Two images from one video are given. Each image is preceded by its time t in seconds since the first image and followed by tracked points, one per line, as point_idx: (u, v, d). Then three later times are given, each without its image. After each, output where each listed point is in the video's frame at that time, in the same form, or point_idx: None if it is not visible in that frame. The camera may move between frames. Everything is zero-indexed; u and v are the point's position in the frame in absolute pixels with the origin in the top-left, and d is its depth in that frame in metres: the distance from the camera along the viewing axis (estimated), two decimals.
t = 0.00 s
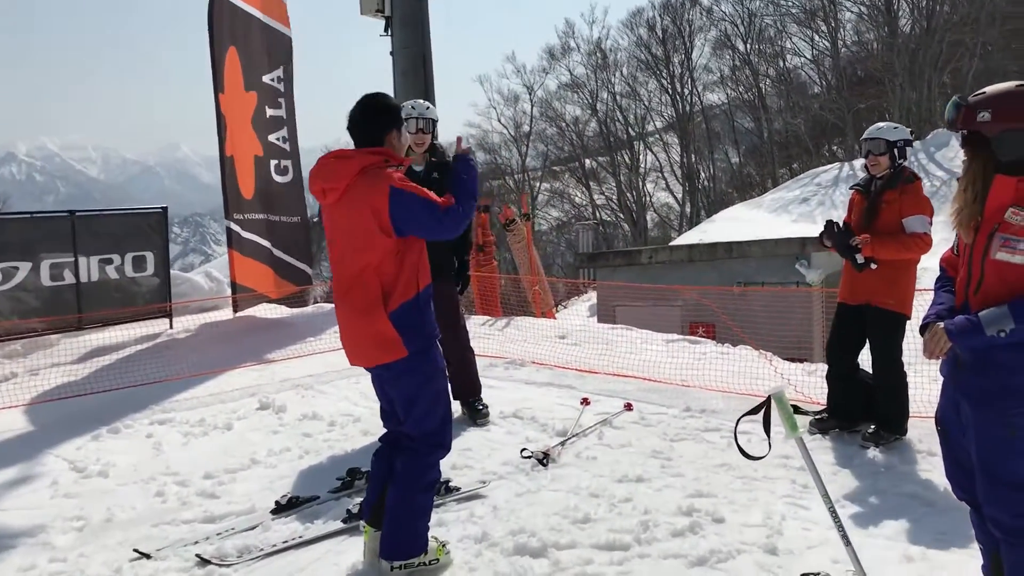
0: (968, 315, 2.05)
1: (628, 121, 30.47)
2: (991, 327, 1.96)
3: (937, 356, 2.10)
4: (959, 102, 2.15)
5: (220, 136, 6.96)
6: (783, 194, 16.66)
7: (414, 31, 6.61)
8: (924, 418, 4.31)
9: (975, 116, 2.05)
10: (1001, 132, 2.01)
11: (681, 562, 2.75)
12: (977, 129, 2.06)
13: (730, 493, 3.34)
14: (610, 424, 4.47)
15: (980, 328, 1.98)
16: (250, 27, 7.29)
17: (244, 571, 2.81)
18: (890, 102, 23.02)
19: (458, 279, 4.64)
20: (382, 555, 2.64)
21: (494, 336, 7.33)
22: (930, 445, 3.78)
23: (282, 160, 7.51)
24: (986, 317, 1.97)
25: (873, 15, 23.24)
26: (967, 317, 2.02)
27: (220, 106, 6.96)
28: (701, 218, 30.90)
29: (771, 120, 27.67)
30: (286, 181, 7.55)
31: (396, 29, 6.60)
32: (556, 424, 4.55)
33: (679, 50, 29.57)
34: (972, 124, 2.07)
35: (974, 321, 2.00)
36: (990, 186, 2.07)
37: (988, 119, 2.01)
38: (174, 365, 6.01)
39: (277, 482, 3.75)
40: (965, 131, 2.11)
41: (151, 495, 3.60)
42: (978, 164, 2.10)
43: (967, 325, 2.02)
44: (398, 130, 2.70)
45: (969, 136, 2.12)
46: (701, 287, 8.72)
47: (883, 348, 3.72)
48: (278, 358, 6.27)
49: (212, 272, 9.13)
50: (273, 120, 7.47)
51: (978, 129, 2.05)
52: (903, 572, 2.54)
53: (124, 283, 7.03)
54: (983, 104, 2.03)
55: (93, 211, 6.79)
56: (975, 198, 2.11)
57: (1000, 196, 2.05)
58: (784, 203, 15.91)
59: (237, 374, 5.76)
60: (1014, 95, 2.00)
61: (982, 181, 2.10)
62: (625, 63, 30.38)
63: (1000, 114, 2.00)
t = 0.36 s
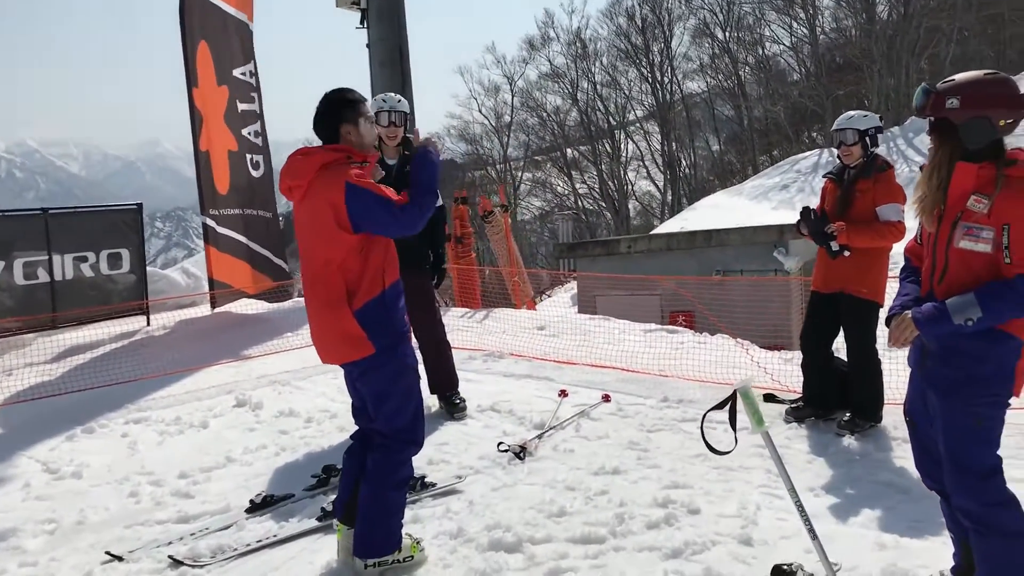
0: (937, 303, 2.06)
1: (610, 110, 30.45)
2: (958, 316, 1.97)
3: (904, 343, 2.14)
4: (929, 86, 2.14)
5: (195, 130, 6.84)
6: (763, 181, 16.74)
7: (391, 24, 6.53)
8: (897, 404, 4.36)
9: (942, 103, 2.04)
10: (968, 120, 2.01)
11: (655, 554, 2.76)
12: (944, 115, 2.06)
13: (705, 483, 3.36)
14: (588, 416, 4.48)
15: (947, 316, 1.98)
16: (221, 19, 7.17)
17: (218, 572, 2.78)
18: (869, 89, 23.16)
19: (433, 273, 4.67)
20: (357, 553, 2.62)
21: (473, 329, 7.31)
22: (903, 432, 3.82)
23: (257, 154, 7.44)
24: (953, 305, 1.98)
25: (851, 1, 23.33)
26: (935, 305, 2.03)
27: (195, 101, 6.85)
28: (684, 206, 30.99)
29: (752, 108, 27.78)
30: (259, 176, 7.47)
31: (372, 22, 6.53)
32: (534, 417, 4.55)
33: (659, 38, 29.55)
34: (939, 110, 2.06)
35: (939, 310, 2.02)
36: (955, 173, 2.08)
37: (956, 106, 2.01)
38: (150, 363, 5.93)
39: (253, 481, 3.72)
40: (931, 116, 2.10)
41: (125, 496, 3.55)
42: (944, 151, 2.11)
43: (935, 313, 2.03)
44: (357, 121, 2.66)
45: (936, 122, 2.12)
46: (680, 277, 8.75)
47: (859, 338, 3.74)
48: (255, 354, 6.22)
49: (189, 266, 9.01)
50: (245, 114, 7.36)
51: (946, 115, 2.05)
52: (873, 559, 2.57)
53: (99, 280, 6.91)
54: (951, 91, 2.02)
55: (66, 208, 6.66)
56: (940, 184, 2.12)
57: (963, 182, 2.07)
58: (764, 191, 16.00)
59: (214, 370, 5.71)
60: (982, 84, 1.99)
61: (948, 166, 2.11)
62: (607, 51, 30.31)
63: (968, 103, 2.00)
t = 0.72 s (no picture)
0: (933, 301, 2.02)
1: (621, 104, 30.29)
2: (953, 314, 1.93)
3: (904, 339, 2.08)
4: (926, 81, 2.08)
5: (201, 120, 6.87)
6: (775, 177, 16.59)
7: (402, 14, 6.49)
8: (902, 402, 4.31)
9: (942, 98, 1.98)
10: (967, 116, 1.96)
11: (653, 548, 2.73)
12: (943, 111, 2.00)
13: (706, 478, 3.33)
14: (590, 410, 4.45)
15: (943, 315, 1.95)
16: (229, 8, 7.16)
17: (213, 560, 2.77)
18: (883, 86, 22.90)
19: (436, 265, 4.67)
20: (353, 542, 2.61)
21: (477, 321, 7.29)
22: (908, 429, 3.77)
23: (260, 144, 7.36)
24: (949, 304, 1.94)
25: None
26: (931, 303, 1.99)
27: (202, 89, 6.88)
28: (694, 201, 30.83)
29: (764, 104, 27.57)
30: (263, 166, 7.41)
31: (382, 12, 6.48)
32: (536, 409, 4.53)
33: (672, 33, 29.34)
34: (938, 105, 2.01)
35: (934, 309, 1.98)
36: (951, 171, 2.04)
37: (956, 102, 1.95)
38: (154, 351, 5.94)
39: (252, 470, 3.71)
40: (929, 111, 2.05)
41: (124, 483, 3.55)
42: (939, 149, 2.05)
43: (931, 310, 1.99)
44: (363, 106, 2.62)
45: (932, 117, 2.06)
46: (687, 273, 8.69)
47: (865, 334, 3.69)
48: (258, 343, 6.22)
49: (195, 256, 9.03)
50: (251, 103, 7.31)
51: (945, 110, 1.99)
52: (874, 556, 2.53)
53: (105, 269, 6.93)
54: (949, 86, 1.97)
55: (72, 196, 6.68)
56: (937, 183, 2.07)
57: (961, 178, 2.03)
58: (774, 187, 15.88)
59: (218, 360, 5.71)
60: (982, 79, 1.94)
61: (945, 164, 2.05)
62: (618, 45, 30.05)
63: (968, 98, 1.94)
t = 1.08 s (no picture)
0: (971, 336, 1.95)
1: (660, 110, 30.10)
2: (998, 345, 1.85)
3: (949, 382, 2.02)
4: (917, 118, 2.05)
5: (241, 118, 7.07)
6: (814, 185, 16.29)
7: (441, 19, 6.56)
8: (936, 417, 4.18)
9: (938, 130, 1.94)
10: (965, 147, 1.91)
11: (670, 556, 2.70)
12: (940, 143, 1.95)
13: (727, 487, 3.27)
14: (613, 416, 4.42)
15: (989, 346, 1.87)
16: (269, 13, 7.32)
17: (233, 555, 2.82)
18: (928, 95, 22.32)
19: (468, 265, 4.65)
20: (369, 541, 2.63)
21: (505, 324, 7.30)
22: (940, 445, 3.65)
23: (296, 145, 7.49)
24: (991, 335, 1.87)
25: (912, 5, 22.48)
26: (968, 338, 1.93)
27: (242, 90, 7.07)
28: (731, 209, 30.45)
29: (805, 111, 27.13)
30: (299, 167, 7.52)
31: (420, 17, 6.57)
32: (559, 414, 4.51)
33: (712, 39, 29.07)
34: (934, 138, 1.96)
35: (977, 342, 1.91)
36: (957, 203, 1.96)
37: (953, 133, 1.91)
38: (188, 347, 6.08)
39: (276, 466, 3.76)
40: (924, 146, 1.99)
41: (151, 476, 3.64)
42: (938, 184, 1.99)
43: (969, 346, 1.93)
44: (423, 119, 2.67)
45: (926, 151, 2.01)
46: (718, 280, 8.59)
47: (892, 346, 3.61)
48: (288, 341, 6.33)
49: (232, 254, 9.22)
50: (287, 105, 7.44)
51: (942, 142, 1.94)
52: (896, 572, 2.46)
53: (143, 265, 7.13)
54: (945, 117, 1.92)
55: (112, 193, 6.88)
56: (941, 218, 1.99)
57: (966, 212, 1.95)
58: (813, 195, 15.60)
59: (249, 356, 5.82)
60: (977, 108, 1.91)
61: (945, 199, 1.99)
62: (658, 51, 30.01)
63: (965, 128, 1.90)
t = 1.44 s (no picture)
0: (985, 342, 1.90)
1: (692, 118, 29.93)
2: (1010, 353, 1.80)
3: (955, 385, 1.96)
4: (941, 121, 1.98)
5: (266, 127, 7.22)
6: (848, 195, 15.97)
7: (468, 29, 6.59)
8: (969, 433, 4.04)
9: (958, 131, 1.88)
10: (985, 150, 1.84)
11: (685, 572, 2.63)
12: (960, 145, 1.89)
13: (748, 502, 3.19)
14: (634, 428, 4.35)
15: (1001, 356, 1.82)
16: (297, 24, 7.42)
17: (246, 564, 2.82)
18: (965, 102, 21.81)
19: (497, 275, 4.68)
20: (379, 548, 2.62)
21: (528, 334, 7.27)
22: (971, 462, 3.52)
23: (320, 155, 7.56)
24: (1004, 343, 1.82)
25: (947, 11, 22.04)
26: (982, 344, 1.89)
27: (268, 100, 7.24)
28: (761, 219, 30.07)
29: (838, 119, 26.74)
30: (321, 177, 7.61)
31: (448, 27, 6.59)
32: (579, 425, 4.45)
33: (745, 48, 28.83)
34: (955, 141, 1.89)
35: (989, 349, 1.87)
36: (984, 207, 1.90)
37: (973, 135, 1.84)
38: (211, 356, 6.15)
39: (293, 476, 3.77)
40: (946, 148, 1.93)
41: (170, 485, 3.67)
42: (962, 186, 1.92)
43: (982, 351, 1.89)
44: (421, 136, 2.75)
45: (950, 154, 1.94)
46: (746, 290, 8.45)
47: (920, 357, 3.51)
48: (310, 350, 6.37)
49: (259, 264, 9.34)
50: (311, 114, 7.53)
51: (962, 145, 1.88)
52: None
53: (170, 273, 7.25)
54: (967, 119, 1.87)
55: (139, 202, 7.01)
56: (965, 223, 1.92)
57: (993, 216, 1.88)
58: (846, 205, 15.32)
59: (273, 365, 5.87)
60: (998, 109, 1.83)
61: (968, 203, 1.92)
62: (690, 59, 29.86)
63: (986, 131, 1.83)
